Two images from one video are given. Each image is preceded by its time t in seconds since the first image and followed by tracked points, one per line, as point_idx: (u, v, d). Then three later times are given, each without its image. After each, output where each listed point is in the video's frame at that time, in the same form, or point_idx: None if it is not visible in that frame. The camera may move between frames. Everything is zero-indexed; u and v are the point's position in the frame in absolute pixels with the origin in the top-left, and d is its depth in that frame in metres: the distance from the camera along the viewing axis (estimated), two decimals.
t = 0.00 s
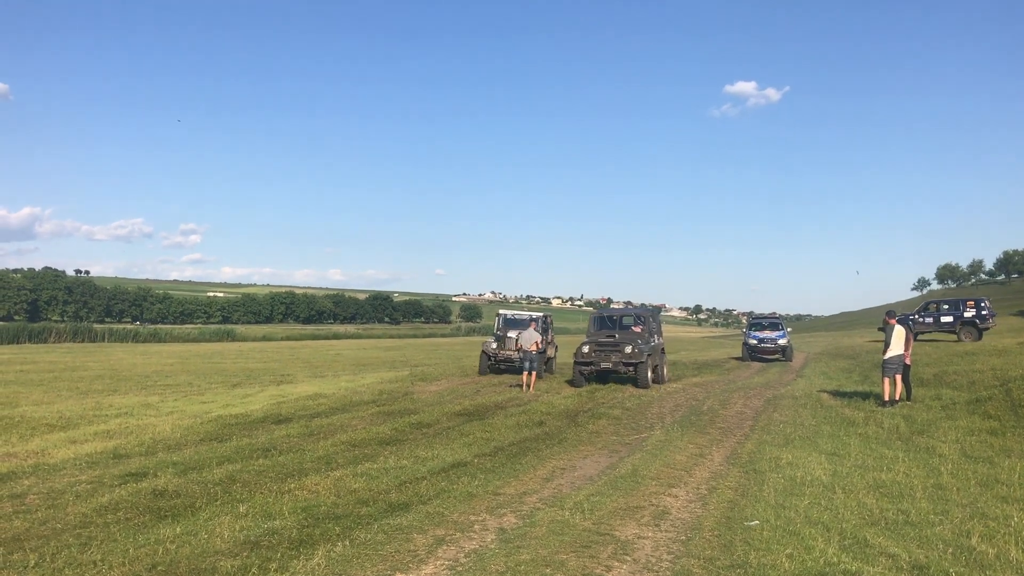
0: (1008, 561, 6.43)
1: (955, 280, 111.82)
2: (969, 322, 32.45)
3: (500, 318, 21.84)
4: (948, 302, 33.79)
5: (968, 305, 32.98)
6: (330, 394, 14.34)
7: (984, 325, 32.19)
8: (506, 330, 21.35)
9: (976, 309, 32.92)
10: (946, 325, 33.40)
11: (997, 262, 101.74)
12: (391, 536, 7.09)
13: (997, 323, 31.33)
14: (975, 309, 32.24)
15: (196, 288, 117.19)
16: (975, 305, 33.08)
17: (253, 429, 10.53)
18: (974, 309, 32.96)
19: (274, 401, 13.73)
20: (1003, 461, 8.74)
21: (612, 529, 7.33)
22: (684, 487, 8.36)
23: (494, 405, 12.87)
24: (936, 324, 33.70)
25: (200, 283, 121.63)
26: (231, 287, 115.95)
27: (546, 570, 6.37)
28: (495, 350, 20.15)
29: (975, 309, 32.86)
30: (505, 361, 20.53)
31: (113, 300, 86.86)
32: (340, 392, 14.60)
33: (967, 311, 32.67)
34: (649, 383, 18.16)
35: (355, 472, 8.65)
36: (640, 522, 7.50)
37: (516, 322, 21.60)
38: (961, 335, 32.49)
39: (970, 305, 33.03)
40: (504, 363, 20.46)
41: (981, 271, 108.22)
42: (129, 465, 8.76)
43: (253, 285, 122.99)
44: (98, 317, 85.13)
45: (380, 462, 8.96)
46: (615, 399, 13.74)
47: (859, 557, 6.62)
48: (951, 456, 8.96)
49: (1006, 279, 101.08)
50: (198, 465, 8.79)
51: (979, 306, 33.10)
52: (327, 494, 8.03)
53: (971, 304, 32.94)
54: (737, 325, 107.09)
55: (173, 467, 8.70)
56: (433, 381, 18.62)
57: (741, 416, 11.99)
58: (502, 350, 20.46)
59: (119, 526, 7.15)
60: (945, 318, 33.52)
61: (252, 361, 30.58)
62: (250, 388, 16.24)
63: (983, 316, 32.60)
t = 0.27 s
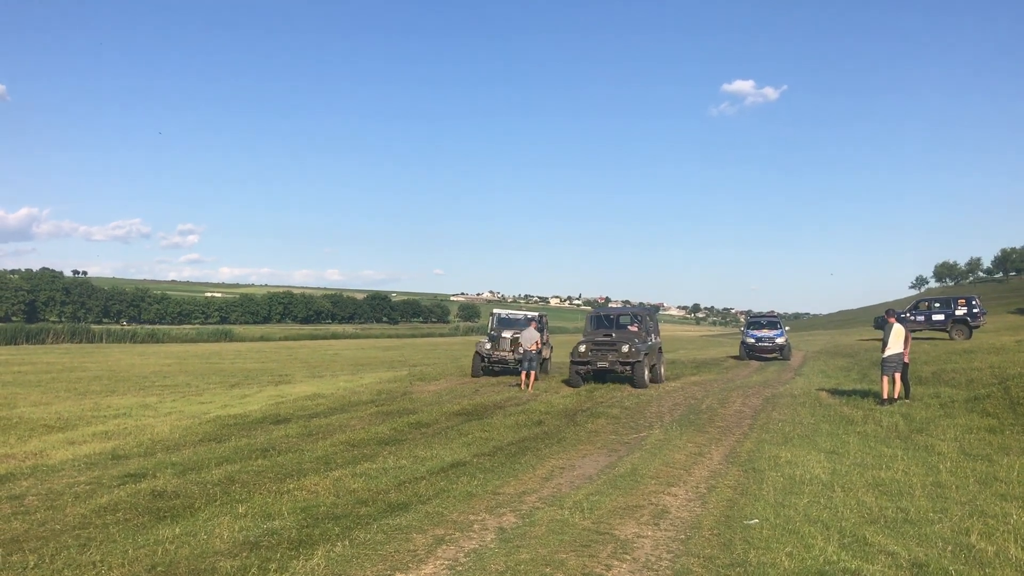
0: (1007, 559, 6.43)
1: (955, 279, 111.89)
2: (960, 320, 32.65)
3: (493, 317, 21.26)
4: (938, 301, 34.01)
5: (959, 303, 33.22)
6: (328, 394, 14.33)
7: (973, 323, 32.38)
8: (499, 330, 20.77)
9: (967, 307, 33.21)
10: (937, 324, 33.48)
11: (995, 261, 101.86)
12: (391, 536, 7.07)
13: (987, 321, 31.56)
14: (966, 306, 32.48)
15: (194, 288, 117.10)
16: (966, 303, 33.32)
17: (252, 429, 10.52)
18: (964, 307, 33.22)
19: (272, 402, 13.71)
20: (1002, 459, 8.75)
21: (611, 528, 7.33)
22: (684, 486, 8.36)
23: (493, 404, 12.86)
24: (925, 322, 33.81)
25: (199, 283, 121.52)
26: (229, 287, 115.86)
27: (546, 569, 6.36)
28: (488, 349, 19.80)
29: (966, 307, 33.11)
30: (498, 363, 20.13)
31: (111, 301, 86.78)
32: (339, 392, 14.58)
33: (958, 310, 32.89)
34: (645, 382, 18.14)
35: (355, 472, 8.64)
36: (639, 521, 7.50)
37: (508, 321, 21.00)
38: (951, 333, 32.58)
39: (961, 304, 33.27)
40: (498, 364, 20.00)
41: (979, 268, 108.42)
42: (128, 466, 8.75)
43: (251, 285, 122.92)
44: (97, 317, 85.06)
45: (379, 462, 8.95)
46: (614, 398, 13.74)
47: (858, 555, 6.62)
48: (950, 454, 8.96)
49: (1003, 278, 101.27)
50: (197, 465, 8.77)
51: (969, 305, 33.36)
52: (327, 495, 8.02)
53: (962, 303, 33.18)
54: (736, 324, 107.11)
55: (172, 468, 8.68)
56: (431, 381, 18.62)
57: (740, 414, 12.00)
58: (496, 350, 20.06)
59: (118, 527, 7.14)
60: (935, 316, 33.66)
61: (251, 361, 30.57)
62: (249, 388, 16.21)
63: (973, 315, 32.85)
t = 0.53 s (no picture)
0: (1004, 554, 6.45)
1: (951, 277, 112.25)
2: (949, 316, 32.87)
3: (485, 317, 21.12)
4: (929, 297, 34.19)
5: (948, 300, 33.46)
6: (325, 391, 14.30)
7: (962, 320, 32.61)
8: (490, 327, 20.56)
9: (957, 304, 33.45)
10: (927, 321, 33.63)
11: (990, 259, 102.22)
12: (389, 533, 7.05)
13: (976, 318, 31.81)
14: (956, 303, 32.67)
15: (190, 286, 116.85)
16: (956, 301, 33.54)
17: (249, 426, 10.49)
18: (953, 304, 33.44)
19: (269, 399, 13.69)
20: (998, 454, 8.78)
21: (609, 524, 7.32)
22: (681, 482, 8.36)
23: (490, 401, 12.86)
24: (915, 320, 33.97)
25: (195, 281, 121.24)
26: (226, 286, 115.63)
27: (544, 565, 6.36)
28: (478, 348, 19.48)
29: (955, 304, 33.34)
30: (489, 361, 19.79)
31: (107, 298, 86.52)
32: (336, 389, 14.57)
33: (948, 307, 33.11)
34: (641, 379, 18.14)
35: (352, 469, 8.62)
36: (637, 517, 7.50)
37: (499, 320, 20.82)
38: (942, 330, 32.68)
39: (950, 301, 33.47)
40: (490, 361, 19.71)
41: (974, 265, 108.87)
42: (126, 463, 8.71)
43: (248, 283, 122.71)
44: (93, 315, 84.82)
45: (377, 459, 8.93)
46: (611, 395, 13.75)
47: (856, 551, 6.62)
48: (946, 450, 8.99)
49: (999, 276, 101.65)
50: (194, 462, 8.74)
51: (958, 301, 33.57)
52: (324, 491, 8.00)
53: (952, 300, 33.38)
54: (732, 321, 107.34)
55: (169, 465, 8.65)
56: (428, 378, 18.60)
57: (737, 411, 12.01)
58: (486, 348, 19.73)
59: (116, 524, 7.11)
60: (925, 313, 33.85)
61: (247, 358, 30.51)
62: (245, 385, 16.17)
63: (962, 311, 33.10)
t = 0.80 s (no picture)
0: (996, 546, 6.48)
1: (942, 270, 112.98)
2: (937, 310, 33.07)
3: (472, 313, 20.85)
4: (917, 291, 34.39)
5: (937, 294, 33.68)
6: (320, 386, 14.27)
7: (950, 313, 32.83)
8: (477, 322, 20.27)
9: (946, 298, 33.67)
10: (916, 314, 33.82)
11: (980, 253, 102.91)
12: (386, 527, 7.03)
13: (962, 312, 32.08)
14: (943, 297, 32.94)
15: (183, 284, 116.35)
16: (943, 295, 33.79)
17: (244, 421, 10.46)
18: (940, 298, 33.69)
19: (264, 394, 13.65)
20: (990, 447, 8.85)
21: (605, 517, 7.33)
22: (676, 475, 8.39)
23: (485, 396, 12.87)
24: (903, 313, 34.14)
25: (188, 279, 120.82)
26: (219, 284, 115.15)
27: (540, 559, 6.36)
28: (467, 344, 19.25)
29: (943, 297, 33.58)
30: (476, 357, 19.64)
31: (99, 293, 86.06)
32: (331, 385, 14.53)
33: (936, 300, 33.31)
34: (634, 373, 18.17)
35: (348, 464, 8.60)
36: (633, 511, 7.51)
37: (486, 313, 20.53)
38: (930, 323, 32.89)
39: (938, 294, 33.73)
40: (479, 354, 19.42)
41: (965, 259, 109.60)
42: (121, 459, 8.66)
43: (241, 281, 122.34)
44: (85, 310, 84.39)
45: (373, 454, 8.91)
46: (605, 389, 13.77)
47: (851, 543, 6.65)
48: (939, 443, 9.06)
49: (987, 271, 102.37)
50: (190, 458, 8.70)
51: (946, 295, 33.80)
52: (320, 486, 7.97)
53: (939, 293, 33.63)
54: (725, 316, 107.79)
55: (165, 461, 8.60)
56: (423, 374, 18.58)
57: (731, 405, 12.05)
58: (474, 344, 19.51)
59: (113, 520, 7.06)
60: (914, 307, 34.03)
61: (242, 354, 30.41)
62: (240, 381, 16.13)
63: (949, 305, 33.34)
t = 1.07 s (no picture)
0: (987, 532, 6.50)
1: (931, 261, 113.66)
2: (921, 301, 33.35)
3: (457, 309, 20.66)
4: (902, 283, 34.63)
5: (922, 285, 33.96)
6: (313, 380, 14.21)
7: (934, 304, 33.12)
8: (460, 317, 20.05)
9: (930, 288, 33.94)
10: (901, 305, 34.08)
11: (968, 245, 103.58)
12: (380, 519, 6.98)
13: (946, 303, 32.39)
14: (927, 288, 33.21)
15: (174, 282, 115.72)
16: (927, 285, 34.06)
17: (237, 415, 10.40)
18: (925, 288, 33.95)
19: (256, 388, 13.59)
20: (980, 436, 8.90)
21: (599, 508, 7.32)
22: (669, 466, 8.39)
23: (478, 388, 12.87)
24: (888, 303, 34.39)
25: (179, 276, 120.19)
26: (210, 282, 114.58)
27: (534, 549, 6.33)
28: (449, 340, 19.01)
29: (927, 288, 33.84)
30: (461, 352, 19.39)
31: (89, 289, 85.50)
32: (323, 379, 14.48)
33: (921, 291, 33.57)
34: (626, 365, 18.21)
35: (342, 457, 8.55)
36: (626, 501, 7.49)
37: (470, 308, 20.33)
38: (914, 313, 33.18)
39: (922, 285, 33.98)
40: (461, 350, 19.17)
41: (954, 250, 110.31)
42: (114, 453, 8.58)
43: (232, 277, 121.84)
44: (75, 306, 83.87)
45: (366, 447, 8.87)
46: (598, 381, 13.79)
47: (843, 531, 6.65)
48: (929, 432, 9.11)
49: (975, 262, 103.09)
50: (184, 452, 8.63)
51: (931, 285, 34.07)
52: (315, 479, 7.92)
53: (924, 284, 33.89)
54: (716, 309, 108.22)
55: (158, 455, 8.52)
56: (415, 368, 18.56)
57: (722, 396, 12.10)
58: (458, 339, 19.28)
59: (108, 514, 6.96)
60: (899, 297, 34.28)
61: (233, 348, 30.27)
62: (232, 376, 16.04)
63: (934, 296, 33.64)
